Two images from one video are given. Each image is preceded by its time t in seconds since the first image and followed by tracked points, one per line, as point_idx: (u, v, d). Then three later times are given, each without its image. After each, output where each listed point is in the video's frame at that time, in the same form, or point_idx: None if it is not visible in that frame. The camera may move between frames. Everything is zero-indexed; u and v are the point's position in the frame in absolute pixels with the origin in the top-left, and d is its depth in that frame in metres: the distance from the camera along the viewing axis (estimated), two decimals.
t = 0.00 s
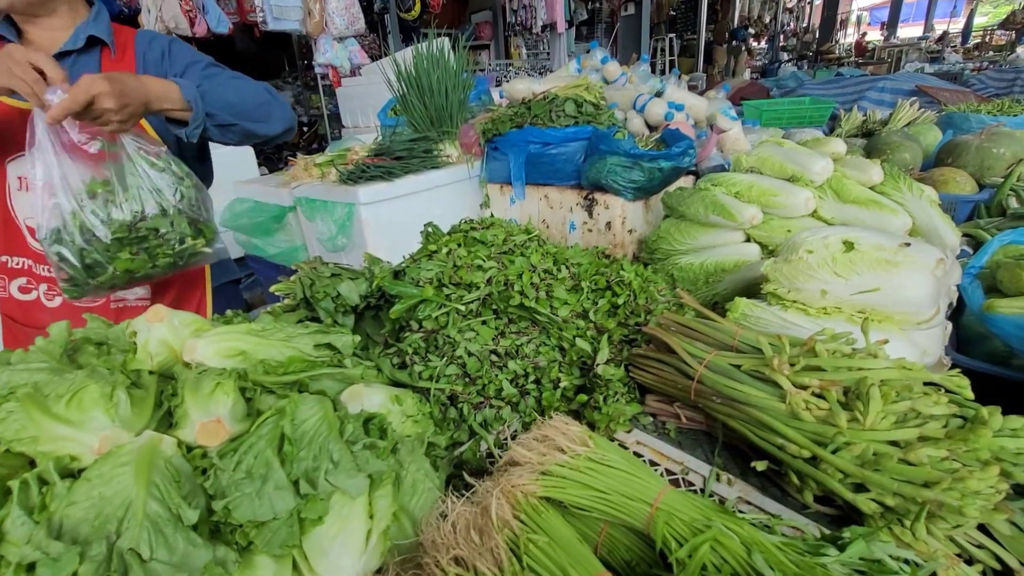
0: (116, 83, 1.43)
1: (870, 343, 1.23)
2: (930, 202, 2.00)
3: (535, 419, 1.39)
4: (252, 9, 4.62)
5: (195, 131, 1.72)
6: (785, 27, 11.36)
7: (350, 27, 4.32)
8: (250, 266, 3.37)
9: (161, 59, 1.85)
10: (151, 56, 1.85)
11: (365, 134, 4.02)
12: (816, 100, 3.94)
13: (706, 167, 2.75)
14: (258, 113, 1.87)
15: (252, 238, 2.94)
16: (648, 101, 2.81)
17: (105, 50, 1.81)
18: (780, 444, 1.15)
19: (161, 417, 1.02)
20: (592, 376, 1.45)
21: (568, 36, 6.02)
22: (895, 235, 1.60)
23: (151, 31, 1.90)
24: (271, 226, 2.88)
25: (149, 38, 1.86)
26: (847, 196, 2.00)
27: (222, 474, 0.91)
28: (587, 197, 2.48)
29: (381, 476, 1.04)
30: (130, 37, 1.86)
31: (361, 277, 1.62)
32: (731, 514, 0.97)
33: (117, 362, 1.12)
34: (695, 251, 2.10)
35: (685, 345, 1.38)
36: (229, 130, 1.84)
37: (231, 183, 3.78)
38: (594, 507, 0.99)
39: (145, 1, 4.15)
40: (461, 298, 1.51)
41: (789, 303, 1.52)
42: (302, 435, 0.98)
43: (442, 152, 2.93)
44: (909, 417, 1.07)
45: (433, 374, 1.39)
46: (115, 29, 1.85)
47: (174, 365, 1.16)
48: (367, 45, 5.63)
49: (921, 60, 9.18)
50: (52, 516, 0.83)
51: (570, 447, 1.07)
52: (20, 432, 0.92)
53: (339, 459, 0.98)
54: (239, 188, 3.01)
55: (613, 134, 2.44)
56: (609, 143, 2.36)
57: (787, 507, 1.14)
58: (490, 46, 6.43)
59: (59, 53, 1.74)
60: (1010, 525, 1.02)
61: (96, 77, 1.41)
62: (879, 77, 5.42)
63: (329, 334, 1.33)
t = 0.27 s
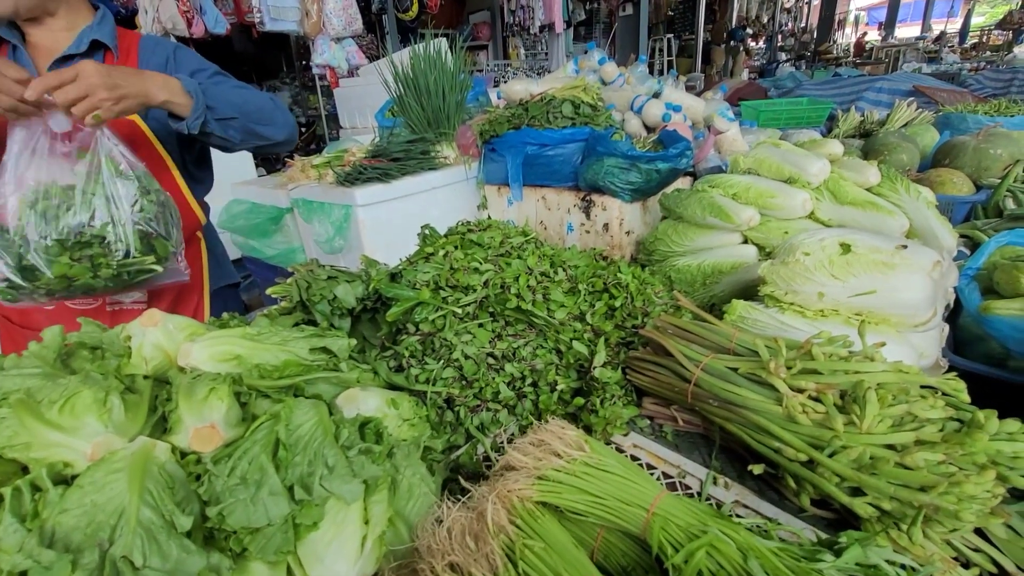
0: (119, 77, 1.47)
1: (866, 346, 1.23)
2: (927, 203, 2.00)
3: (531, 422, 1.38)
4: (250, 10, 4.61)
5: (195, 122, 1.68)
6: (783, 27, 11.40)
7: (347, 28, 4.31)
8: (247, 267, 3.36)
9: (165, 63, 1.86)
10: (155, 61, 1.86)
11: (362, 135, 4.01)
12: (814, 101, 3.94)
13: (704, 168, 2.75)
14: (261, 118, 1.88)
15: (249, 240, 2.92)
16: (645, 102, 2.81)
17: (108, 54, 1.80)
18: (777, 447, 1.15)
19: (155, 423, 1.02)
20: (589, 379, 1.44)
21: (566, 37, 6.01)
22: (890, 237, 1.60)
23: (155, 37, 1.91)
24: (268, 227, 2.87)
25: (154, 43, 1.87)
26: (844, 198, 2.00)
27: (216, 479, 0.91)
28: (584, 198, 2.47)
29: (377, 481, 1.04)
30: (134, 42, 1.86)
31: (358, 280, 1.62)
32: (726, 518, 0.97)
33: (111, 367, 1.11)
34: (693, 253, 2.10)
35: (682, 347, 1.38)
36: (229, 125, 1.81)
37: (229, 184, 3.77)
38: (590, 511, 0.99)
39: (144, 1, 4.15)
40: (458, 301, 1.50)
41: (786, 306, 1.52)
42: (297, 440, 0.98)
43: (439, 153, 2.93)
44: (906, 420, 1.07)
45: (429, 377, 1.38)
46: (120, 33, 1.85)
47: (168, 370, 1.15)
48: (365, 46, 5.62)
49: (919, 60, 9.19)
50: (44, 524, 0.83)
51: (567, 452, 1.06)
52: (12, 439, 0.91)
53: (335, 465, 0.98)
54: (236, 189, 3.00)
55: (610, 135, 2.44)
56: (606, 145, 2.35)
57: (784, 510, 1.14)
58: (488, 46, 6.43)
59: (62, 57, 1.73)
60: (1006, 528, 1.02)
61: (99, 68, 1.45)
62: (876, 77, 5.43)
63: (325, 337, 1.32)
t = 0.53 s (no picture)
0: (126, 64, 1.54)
1: (865, 345, 1.23)
2: (926, 203, 2.01)
3: (530, 422, 1.38)
4: (248, 10, 4.60)
5: (181, 108, 1.69)
6: (781, 27, 11.42)
7: (345, 29, 4.31)
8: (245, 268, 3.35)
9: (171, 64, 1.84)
10: (163, 62, 1.85)
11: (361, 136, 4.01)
12: (813, 101, 3.94)
13: (703, 167, 2.75)
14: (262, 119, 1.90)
15: (248, 240, 2.92)
16: (644, 101, 2.81)
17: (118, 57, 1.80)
18: (776, 447, 1.15)
19: (153, 424, 1.02)
20: (588, 379, 1.43)
21: (564, 37, 6.01)
22: (889, 236, 1.60)
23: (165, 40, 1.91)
24: (267, 228, 2.86)
25: (164, 45, 1.87)
26: (843, 197, 2.01)
27: (214, 481, 0.91)
28: (583, 198, 2.47)
29: (375, 482, 1.04)
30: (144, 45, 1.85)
31: (356, 280, 1.61)
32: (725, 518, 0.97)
33: (109, 368, 1.11)
34: (691, 253, 2.10)
35: (681, 347, 1.38)
36: (218, 113, 1.79)
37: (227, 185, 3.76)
38: (590, 512, 0.99)
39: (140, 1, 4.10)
40: (457, 301, 1.50)
41: (785, 305, 1.52)
42: (295, 442, 0.98)
43: (438, 153, 2.93)
44: (905, 420, 1.07)
45: (428, 377, 1.37)
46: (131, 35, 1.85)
47: (167, 371, 1.15)
48: (363, 46, 5.61)
49: (917, 60, 9.20)
50: (41, 526, 0.82)
51: (566, 452, 1.06)
52: (9, 440, 0.91)
53: (333, 466, 0.97)
54: (234, 190, 3.00)
55: (609, 135, 2.44)
56: (605, 145, 2.35)
57: (783, 510, 1.14)
58: (486, 47, 6.43)
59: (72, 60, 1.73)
60: (1005, 527, 1.02)
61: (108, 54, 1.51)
62: (875, 77, 5.43)
63: (324, 338, 1.32)
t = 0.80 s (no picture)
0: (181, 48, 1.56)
1: (865, 345, 1.23)
2: (924, 202, 2.01)
3: (531, 422, 1.37)
4: (245, 11, 4.60)
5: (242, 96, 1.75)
6: (778, 27, 11.44)
7: (343, 29, 4.30)
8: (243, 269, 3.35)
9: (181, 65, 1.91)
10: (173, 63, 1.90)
11: (359, 136, 4.00)
12: (810, 101, 3.95)
13: (701, 167, 2.76)
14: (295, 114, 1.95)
15: (246, 241, 2.96)
16: (642, 102, 2.81)
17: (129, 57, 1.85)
18: (776, 446, 1.15)
19: (152, 426, 1.01)
20: (588, 379, 1.43)
21: (562, 37, 6.01)
22: (888, 236, 1.61)
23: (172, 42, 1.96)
24: (265, 228, 2.87)
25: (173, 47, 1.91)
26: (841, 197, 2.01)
27: (214, 483, 0.90)
28: (581, 198, 2.47)
29: (376, 483, 1.03)
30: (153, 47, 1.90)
31: (355, 281, 1.61)
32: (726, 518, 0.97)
33: (108, 370, 1.10)
34: (691, 253, 2.10)
35: (681, 347, 1.38)
36: (270, 104, 1.84)
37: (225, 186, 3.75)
38: (591, 512, 0.99)
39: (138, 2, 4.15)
40: (456, 301, 1.49)
41: (784, 305, 1.51)
42: (296, 443, 0.97)
43: (437, 154, 2.93)
44: (905, 419, 1.07)
45: (428, 378, 1.37)
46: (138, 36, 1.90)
47: (166, 373, 1.14)
48: (361, 47, 5.60)
49: (913, 60, 9.22)
50: (40, 528, 0.82)
51: (567, 452, 1.06)
52: (7, 442, 0.91)
53: (334, 467, 0.97)
54: (232, 190, 2.99)
55: (607, 135, 2.45)
56: (604, 145, 2.35)
57: (784, 509, 1.14)
58: (484, 47, 6.44)
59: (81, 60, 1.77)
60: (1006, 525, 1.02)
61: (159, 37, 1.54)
62: (872, 77, 5.45)
63: (324, 339, 1.32)
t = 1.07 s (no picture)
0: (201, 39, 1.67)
1: (858, 344, 1.23)
2: (917, 202, 2.02)
3: (525, 424, 1.36)
4: (239, 12, 4.58)
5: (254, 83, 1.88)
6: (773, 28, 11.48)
7: (338, 30, 4.29)
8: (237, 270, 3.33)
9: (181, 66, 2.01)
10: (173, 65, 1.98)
11: (354, 137, 3.98)
12: (805, 101, 3.96)
13: (696, 167, 2.76)
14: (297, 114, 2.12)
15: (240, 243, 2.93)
16: (637, 102, 2.82)
17: (132, 59, 1.90)
18: (771, 447, 1.14)
19: (141, 430, 1.00)
20: (583, 380, 1.42)
21: (557, 38, 6.01)
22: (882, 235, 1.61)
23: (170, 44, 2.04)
24: (259, 230, 2.85)
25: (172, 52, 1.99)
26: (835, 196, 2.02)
27: (203, 487, 0.89)
28: (576, 199, 2.47)
29: (368, 487, 1.02)
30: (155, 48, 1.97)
31: (349, 282, 1.59)
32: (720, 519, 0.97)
33: (96, 373, 1.09)
34: (686, 252, 2.09)
35: (676, 347, 1.37)
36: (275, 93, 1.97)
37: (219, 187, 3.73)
38: (585, 514, 0.98)
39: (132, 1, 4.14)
40: (450, 303, 1.47)
41: (779, 305, 1.51)
42: (286, 446, 0.96)
43: (431, 154, 2.92)
44: (899, 419, 1.07)
45: (422, 379, 1.34)
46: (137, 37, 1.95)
47: (155, 376, 1.13)
48: (356, 48, 5.59)
49: (907, 60, 9.26)
50: (26, 534, 0.81)
51: (560, 454, 1.06)
52: None
53: (325, 470, 0.96)
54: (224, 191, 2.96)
55: (603, 135, 2.44)
56: (599, 145, 2.35)
57: (778, 510, 1.14)
58: (480, 48, 6.43)
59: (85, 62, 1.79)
60: (1000, 525, 1.02)
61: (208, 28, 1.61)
62: (866, 77, 5.47)
63: (316, 341, 1.30)
